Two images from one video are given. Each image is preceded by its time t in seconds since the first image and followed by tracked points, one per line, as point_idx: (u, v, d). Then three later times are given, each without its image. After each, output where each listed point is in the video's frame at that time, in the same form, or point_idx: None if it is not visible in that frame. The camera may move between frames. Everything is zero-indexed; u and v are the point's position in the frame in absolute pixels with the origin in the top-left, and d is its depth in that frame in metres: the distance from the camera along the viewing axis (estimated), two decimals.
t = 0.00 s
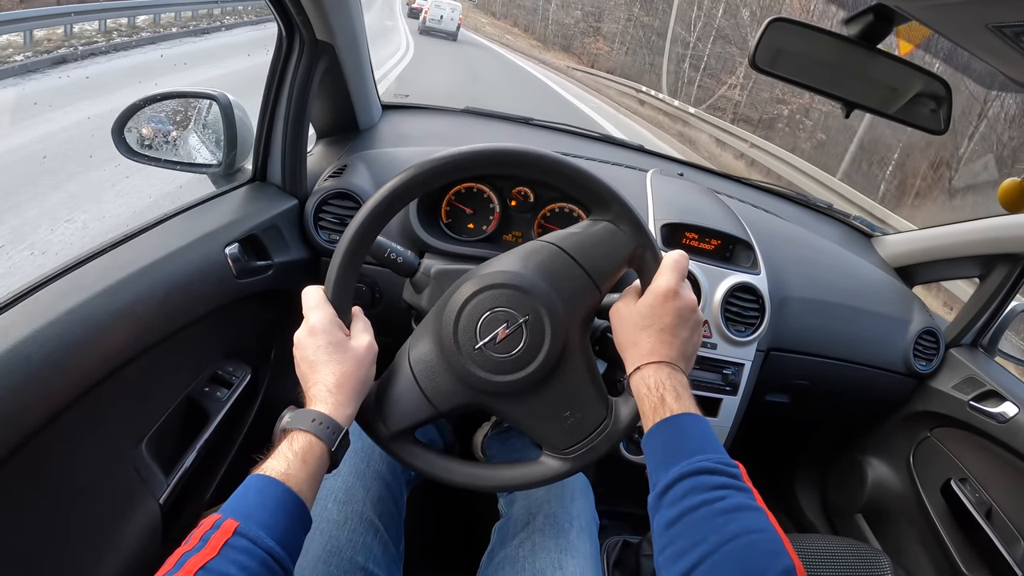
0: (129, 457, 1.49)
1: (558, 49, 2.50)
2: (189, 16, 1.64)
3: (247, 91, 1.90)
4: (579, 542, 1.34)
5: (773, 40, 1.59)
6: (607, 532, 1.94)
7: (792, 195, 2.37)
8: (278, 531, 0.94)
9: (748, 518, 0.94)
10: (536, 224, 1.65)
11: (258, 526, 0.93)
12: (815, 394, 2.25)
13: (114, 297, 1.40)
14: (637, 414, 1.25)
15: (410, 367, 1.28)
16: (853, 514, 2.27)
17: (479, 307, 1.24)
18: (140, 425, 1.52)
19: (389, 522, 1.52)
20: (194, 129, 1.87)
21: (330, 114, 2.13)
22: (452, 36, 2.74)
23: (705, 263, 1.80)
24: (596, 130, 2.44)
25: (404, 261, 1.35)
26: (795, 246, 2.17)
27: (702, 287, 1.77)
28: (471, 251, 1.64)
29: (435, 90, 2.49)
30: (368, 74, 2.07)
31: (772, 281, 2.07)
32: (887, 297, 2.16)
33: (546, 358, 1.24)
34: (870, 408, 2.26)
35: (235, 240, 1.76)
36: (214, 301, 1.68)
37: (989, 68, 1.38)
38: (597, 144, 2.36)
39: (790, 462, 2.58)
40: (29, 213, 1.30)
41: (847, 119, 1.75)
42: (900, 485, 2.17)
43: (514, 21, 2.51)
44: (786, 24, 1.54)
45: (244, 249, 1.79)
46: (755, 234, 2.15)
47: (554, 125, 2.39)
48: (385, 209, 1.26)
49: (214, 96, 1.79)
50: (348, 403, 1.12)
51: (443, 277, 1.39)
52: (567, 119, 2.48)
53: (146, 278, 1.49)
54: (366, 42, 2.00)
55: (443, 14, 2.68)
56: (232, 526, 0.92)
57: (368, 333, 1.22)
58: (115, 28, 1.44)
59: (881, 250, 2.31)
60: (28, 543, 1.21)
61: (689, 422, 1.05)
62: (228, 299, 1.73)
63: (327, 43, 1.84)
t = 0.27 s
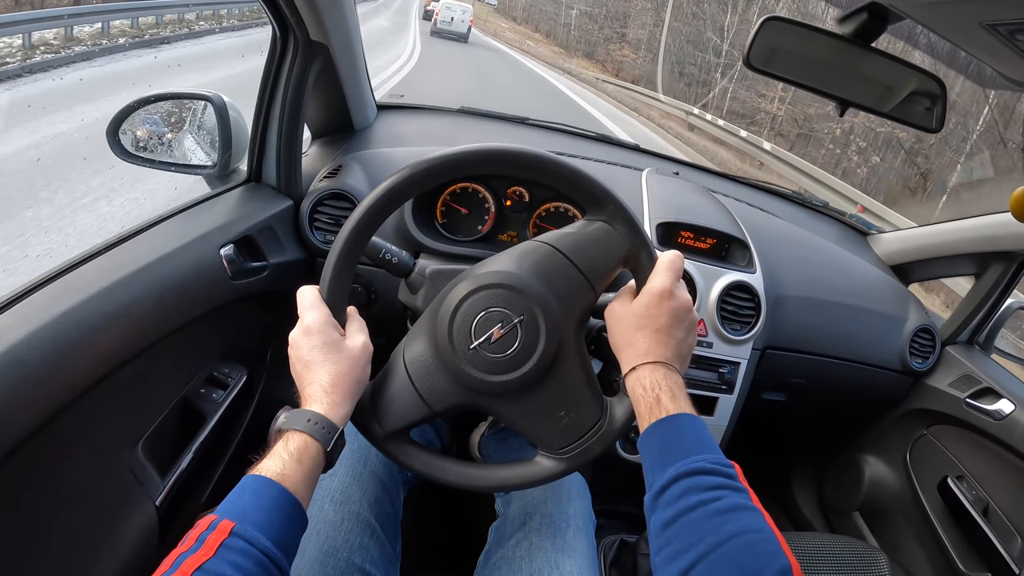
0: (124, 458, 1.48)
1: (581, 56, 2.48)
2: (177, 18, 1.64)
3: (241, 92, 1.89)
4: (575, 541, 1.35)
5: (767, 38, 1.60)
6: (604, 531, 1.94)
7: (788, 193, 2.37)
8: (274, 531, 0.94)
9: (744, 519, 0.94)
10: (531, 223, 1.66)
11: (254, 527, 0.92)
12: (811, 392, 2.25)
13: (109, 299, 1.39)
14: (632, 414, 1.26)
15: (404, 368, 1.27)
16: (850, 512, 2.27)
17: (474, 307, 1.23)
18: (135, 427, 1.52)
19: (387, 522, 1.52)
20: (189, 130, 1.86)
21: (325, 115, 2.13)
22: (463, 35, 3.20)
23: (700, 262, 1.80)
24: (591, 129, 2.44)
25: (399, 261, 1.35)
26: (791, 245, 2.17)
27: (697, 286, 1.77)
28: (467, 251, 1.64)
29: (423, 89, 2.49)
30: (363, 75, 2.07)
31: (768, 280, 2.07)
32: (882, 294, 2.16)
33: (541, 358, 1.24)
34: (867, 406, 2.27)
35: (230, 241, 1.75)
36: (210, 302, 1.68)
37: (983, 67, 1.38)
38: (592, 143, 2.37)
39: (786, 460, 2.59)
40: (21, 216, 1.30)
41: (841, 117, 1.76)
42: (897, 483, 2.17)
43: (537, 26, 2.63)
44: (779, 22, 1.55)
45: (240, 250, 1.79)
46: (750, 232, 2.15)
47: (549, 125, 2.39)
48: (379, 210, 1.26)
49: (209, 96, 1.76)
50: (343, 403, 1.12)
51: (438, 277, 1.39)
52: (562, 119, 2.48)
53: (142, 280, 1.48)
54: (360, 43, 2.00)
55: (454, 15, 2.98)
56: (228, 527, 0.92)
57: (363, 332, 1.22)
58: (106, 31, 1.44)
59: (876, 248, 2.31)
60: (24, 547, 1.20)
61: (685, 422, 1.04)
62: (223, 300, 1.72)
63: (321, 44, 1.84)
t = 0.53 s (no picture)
0: (119, 463, 1.48)
1: (601, 62, 2.50)
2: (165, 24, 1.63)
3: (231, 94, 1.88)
4: (571, 540, 1.34)
5: (756, 33, 1.58)
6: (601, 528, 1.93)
7: (780, 187, 2.37)
8: (266, 530, 0.93)
9: (738, 520, 0.94)
10: (523, 221, 1.65)
11: (246, 526, 0.92)
12: (807, 386, 2.25)
13: (100, 304, 1.39)
14: (624, 414, 1.25)
15: (395, 367, 1.27)
16: (848, 506, 2.27)
17: (465, 306, 1.23)
18: (128, 432, 1.51)
19: (383, 523, 1.51)
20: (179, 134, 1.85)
21: (315, 116, 2.12)
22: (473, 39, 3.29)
23: (693, 258, 1.80)
24: (583, 126, 2.43)
25: (390, 261, 1.35)
26: (784, 239, 2.17)
27: (691, 282, 1.76)
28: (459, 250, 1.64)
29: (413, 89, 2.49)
30: (352, 76, 2.06)
31: (762, 274, 2.07)
32: (876, 287, 2.16)
33: (533, 357, 1.24)
34: (863, 399, 2.26)
35: (221, 243, 1.74)
36: (202, 305, 1.67)
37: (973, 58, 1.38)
38: (584, 140, 2.36)
39: (783, 455, 2.58)
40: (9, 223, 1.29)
41: (831, 110, 1.75)
42: (894, 476, 2.17)
43: (557, 31, 2.59)
44: (769, 16, 1.53)
45: (231, 253, 1.78)
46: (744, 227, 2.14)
47: (541, 123, 2.39)
48: (370, 210, 1.25)
49: (198, 100, 1.76)
50: (334, 402, 1.11)
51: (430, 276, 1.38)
52: (553, 116, 2.47)
53: (133, 284, 1.47)
54: (348, 43, 1.99)
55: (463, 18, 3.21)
56: (220, 526, 0.91)
57: (355, 329, 1.22)
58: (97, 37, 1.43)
59: (870, 241, 2.31)
60: (17, 555, 1.19)
61: (678, 423, 1.04)
62: (215, 303, 1.71)
63: (310, 45, 1.83)
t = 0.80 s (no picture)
0: (114, 471, 1.47)
1: (621, 70, 2.45)
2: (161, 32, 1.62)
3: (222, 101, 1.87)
4: (566, 540, 1.34)
5: (742, 32, 1.59)
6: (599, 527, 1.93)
7: (772, 184, 2.37)
8: (258, 526, 0.93)
9: (734, 529, 0.93)
10: (514, 222, 1.66)
11: (238, 522, 0.91)
12: (801, 381, 2.25)
13: (93, 313, 1.38)
14: (612, 420, 1.26)
15: (387, 365, 1.26)
16: (845, 500, 2.27)
17: (456, 308, 1.23)
18: (122, 441, 1.51)
19: (383, 527, 1.51)
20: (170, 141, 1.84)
21: (305, 121, 2.11)
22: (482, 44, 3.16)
23: (685, 255, 1.80)
24: (573, 126, 2.43)
25: (382, 264, 1.34)
26: (776, 235, 2.17)
27: (683, 279, 1.76)
28: (451, 252, 1.64)
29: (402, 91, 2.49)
30: (342, 80, 2.06)
31: (754, 271, 2.07)
32: (869, 281, 2.17)
33: (524, 358, 1.24)
34: (858, 393, 2.27)
35: (213, 249, 1.74)
36: (195, 311, 1.66)
37: (962, 49, 1.38)
38: (575, 139, 2.36)
39: (780, 451, 2.59)
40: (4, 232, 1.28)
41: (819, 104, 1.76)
42: (891, 469, 2.18)
43: (573, 37, 2.54)
44: (756, 12, 1.52)
45: (222, 259, 1.77)
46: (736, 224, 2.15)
47: (532, 123, 2.39)
48: (362, 210, 1.25)
49: (189, 106, 1.75)
50: (325, 398, 1.11)
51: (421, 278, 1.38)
52: (544, 116, 2.47)
53: (125, 291, 1.47)
54: (337, 47, 1.99)
55: (473, 22, 3.11)
56: (213, 523, 0.90)
57: (347, 326, 1.22)
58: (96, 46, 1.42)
59: (863, 236, 2.32)
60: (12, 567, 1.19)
61: (671, 433, 1.04)
62: (207, 308, 1.71)
63: (297, 49, 1.83)
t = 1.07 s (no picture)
0: (108, 480, 1.47)
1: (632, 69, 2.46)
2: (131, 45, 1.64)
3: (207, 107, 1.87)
4: (558, 538, 1.34)
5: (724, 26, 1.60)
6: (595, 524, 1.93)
7: (763, 176, 2.38)
8: (246, 512, 0.93)
9: (732, 544, 0.93)
10: (503, 220, 1.65)
11: (226, 509, 0.91)
12: (794, 373, 2.26)
13: (81, 321, 1.37)
14: (592, 432, 1.26)
15: (374, 360, 1.26)
16: (841, 490, 2.28)
17: (444, 310, 1.22)
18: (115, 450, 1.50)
19: (394, 533, 1.48)
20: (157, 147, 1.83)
21: (292, 123, 2.11)
22: (490, 46, 3.31)
23: (675, 249, 1.80)
24: (561, 123, 2.43)
25: (370, 266, 1.34)
26: (766, 227, 2.18)
27: (673, 274, 1.76)
28: (440, 253, 1.64)
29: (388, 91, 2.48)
30: (328, 82, 2.05)
31: (745, 264, 2.07)
32: (860, 271, 2.17)
33: (512, 359, 1.23)
34: (851, 383, 2.27)
35: (202, 254, 1.73)
36: (184, 317, 1.66)
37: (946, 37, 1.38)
38: (563, 136, 2.36)
39: (776, 443, 2.59)
40: None
41: (804, 97, 1.74)
42: (886, 459, 2.18)
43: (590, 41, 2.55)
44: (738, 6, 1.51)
45: (212, 264, 1.77)
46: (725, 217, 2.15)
47: (519, 121, 2.38)
48: (353, 207, 1.24)
49: (174, 112, 1.74)
50: (313, 386, 1.11)
51: (410, 279, 1.36)
52: (532, 113, 2.47)
53: (114, 299, 1.46)
54: (322, 50, 1.98)
55: (480, 25, 3.28)
56: (202, 510, 0.90)
57: (337, 315, 1.22)
58: (71, 57, 1.43)
59: (853, 226, 2.33)
60: None
61: (665, 447, 1.04)
62: (197, 314, 1.70)
63: (281, 53, 1.83)
